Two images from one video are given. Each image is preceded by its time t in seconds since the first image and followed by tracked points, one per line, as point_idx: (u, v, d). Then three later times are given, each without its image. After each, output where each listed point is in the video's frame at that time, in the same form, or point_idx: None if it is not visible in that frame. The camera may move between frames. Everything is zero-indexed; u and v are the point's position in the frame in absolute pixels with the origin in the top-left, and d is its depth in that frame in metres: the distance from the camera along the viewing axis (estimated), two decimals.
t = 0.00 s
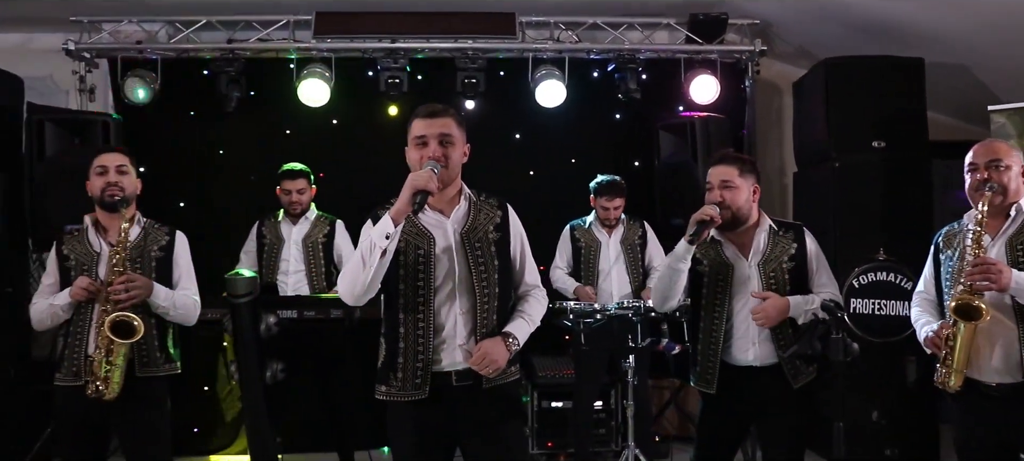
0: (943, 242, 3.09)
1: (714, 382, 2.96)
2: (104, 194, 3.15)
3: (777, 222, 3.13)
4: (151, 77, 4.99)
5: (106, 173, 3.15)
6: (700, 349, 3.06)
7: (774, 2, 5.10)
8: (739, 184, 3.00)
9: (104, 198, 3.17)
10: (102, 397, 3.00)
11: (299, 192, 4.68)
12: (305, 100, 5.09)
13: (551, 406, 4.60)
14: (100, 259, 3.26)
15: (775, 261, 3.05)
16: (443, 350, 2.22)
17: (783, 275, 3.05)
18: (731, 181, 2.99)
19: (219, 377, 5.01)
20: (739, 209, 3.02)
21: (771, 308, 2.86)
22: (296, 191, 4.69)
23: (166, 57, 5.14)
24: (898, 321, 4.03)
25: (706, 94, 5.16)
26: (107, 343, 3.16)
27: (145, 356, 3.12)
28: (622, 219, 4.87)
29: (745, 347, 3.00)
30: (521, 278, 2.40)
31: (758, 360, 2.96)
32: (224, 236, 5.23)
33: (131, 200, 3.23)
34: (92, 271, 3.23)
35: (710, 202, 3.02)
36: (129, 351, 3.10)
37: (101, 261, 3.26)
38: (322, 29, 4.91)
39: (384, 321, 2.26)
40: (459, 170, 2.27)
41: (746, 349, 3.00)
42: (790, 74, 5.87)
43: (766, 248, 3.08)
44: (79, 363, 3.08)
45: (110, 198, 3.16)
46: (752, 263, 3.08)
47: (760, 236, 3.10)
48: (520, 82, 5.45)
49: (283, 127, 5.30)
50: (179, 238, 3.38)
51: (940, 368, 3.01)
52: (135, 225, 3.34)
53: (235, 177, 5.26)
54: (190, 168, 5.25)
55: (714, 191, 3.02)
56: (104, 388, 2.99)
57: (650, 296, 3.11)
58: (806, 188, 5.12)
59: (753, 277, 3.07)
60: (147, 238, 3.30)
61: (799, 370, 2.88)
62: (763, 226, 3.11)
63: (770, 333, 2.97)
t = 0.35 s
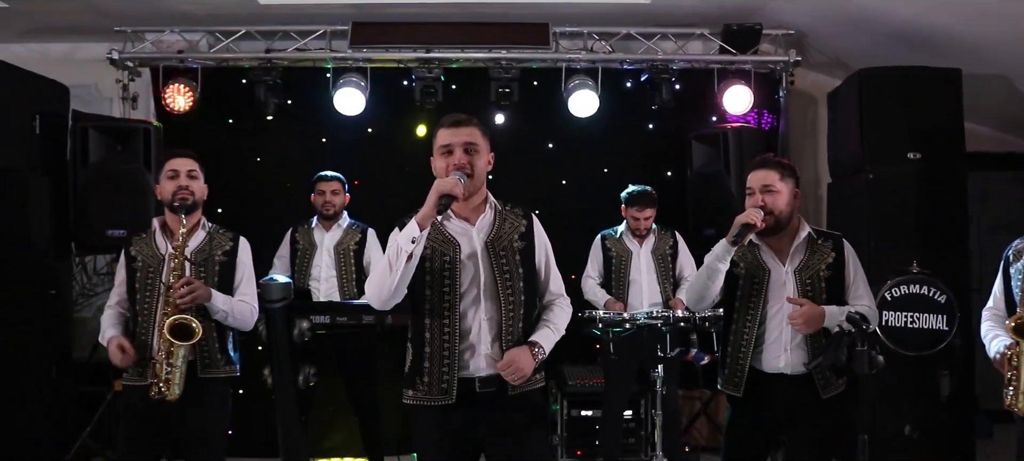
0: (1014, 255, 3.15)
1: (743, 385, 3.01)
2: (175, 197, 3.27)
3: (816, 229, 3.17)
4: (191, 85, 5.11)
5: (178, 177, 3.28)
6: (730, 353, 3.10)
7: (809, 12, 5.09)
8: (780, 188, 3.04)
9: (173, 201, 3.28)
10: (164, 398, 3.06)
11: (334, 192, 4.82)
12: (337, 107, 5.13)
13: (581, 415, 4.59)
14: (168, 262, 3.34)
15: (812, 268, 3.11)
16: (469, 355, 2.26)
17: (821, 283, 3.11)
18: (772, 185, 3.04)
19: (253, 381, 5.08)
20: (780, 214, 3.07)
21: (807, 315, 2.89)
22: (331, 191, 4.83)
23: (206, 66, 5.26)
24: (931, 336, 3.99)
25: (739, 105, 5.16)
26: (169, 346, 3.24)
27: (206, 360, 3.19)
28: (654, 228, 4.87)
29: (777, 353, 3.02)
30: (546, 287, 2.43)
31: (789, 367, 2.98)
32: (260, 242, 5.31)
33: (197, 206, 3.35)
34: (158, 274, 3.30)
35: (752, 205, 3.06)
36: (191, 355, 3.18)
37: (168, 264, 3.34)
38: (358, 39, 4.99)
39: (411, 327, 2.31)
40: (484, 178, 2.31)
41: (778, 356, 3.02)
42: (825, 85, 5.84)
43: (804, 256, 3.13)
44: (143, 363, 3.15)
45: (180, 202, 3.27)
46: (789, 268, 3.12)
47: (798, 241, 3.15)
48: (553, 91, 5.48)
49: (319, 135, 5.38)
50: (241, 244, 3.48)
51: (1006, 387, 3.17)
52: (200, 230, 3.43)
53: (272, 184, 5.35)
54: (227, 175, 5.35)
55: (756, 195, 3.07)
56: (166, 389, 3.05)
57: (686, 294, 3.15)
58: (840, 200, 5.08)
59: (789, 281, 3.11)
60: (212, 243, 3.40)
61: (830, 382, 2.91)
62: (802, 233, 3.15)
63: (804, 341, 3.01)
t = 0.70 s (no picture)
0: None
1: (747, 380, 3.04)
2: (217, 198, 3.36)
3: (835, 232, 3.16)
4: (215, 90, 5.18)
5: (221, 179, 3.36)
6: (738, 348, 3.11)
7: (829, 17, 5.09)
8: (801, 189, 3.03)
9: (216, 202, 3.37)
10: (194, 398, 3.15)
11: (347, 198, 4.84)
12: (362, 114, 5.25)
13: (599, 418, 4.60)
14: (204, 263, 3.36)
15: (828, 270, 3.10)
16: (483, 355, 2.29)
17: (835, 286, 3.09)
18: (794, 186, 3.03)
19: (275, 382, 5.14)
20: (801, 216, 3.05)
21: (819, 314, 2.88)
22: (344, 197, 4.86)
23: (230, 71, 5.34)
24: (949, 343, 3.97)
25: (758, 110, 5.17)
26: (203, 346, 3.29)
27: (237, 362, 3.25)
28: (672, 234, 4.90)
29: (785, 351, 3.01)
30: (560, 289, 2.46)
31: (799, 365, 2.97)
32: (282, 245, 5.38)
33: (238, 208, 3.43)
34: (197, 275, 3.33)
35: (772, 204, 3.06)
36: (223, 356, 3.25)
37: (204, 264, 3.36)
38: (379, 45, 5.05)
39: (428, 328, 2.35)
40: (499, 184, 2.35)
41: (787, 354, 3.00)
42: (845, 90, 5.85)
43: (822, 258, 3.12)
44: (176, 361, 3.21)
45: (223, 202, 3.36)
46: (805, 268, 3.12)
47: (817, 243, 3.14)
48: (573, 96, 5.50)
49: (340, 140, 5.44)
50: (280, 247, 3.51)
51: None
52: (239, 232, 3.48)
53: (295, 188, 5.41)
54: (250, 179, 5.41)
55: (776, 194, 3.07)
56: (195, 390, 3.13)
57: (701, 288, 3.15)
58: (859, 205, 5.07)
59: (804, 281, 3.11)
60: (250, 246, 3.45)
61: (838, 385, 2.93)
62: (823, 235, 3.13)
63: (811, 342, 3.00)
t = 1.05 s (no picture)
0: None
1: (753, 381, 3.08)
2: (222, 200, 3.39)
3: (822, 228, 3.23)
4: (220, 89, 5.23)
5: (226, 181, 3.38)
6: (738, 349, 3.17)
7: (830, 12, 5.12)
8: (788, 192, 3.04)
9: (221, 204, 3.40)
10: (195, 397, 3.18)
11: (359, 197, 4.87)
12: (366, 111, 5.26)
13: (603, 413, 4.68)
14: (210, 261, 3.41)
15: (817, 265, 3.16)
16: (491, 353, 2.32)
17: (824, 281, 3.15)
18: (781, 189, 3.04)
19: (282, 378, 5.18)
20: (785, 217, 3.06)
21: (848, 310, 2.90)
22: (357, 197, 4.88)
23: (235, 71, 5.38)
24: (951, 336, 3.97)
25: (761, 106, 5.20)
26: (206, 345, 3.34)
27: (236, 361, 3.27)
28: (676, 229, 4.93)
29: (781, 347, 3.08)
30: (564, 289, 2.50)
31: (794, 360, 3.03)
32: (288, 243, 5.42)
33: (244, 209, 3.46)
34: (204, 272, 3.38)
35: (758, 206, 3.08)
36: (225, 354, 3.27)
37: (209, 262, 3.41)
38: (383, 43, 5.08)
39: (435, 328, 2.38)
40: (506, 185, 2.37)
41: (783, 349, 3.07)
42: (848, 85, 5.86)
43: (810, 253, 3.18)
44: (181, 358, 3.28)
45: (227, 204, 3.39)
46: (796, 266, 3.17)
47: (805, 240, 3.19)
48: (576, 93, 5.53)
49: (345, 138, 5.47)
50: (286, 246, 3.53)
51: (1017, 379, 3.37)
52: (245, 231, 3.50)
53: (300, 186, 5.45)
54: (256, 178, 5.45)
55: (763, 197, 3.08)
56: (195, 388, 3.16)
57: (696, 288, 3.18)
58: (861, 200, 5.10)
59: (794, 278, 3.16)
60: (256, 246, 3.47)
61: (833, 378, 2.97)
62: (809, 232, 3.20)
63: (805, 337, 3.08)
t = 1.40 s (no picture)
0: None
1: (748, 386, 3.20)
2: (213, 197, 3.44)
3: (797, 231, 3.41)
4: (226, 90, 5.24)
5: (217, 178, 3.45)
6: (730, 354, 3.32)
7: (833, 14, 5.15)
8: (767, 197, 3.28)
9: (213, 201, 3.46)
10: (190, 397, 3.16)
11: (360, 197, 4.91)
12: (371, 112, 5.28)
13: (607, 412, 4.70)
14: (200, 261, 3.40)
15: (799, 264, 3.31)
16: (504, 350, 2.36)
17: (808, 277, 3.29)
18: (761, 193, 3.27)
19: (287, 377, 5.21)
20: (765, 221, 3.30)
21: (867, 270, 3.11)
22: (356, 197, 4.93)
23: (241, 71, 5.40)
24: (954, 337, 3.99)
25: (764, 107, 5.22)
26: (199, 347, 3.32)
27: (229, 360, 3.29)
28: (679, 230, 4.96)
29: (774, 347, 3.23)
30: (576, 288, 2.52)
31: (789, 359, 3.19)
32: (294, 243, 5.44)
33: (235, 207, 3.50)
34: (195, 273, 3.37)
35: (740, 211, 3.30)
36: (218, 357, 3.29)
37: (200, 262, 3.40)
38: (390, 44, 5.10)
39: (449, 323, 2.42)
40: (518, 184, 2.41)
41: (777, 350, 3.22)
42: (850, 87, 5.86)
43: (791, 254, 3.33)
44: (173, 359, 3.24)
45: (219, 201, 3.44)
46: (778, 267, 3.33)
47: (782, 243, 3.37)
48: (580, 94, 5.56)
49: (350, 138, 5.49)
50: (279, 246, 3.53)
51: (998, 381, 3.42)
52: (236, 231, 3.51)
53: (305, 186, 5.47)
54: (261, 177, 5.47)
55: (744, 202, 3.31)
56: (191, 388, 3.14)
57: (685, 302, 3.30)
58: (864, 201, 5.13)
59: (778, 279, 3.32)
60: (248, 245, 3.47)
61: (828, 372, 3.17)
62: (785, 236, 3.39)
63: (798, 335, 3.24)
